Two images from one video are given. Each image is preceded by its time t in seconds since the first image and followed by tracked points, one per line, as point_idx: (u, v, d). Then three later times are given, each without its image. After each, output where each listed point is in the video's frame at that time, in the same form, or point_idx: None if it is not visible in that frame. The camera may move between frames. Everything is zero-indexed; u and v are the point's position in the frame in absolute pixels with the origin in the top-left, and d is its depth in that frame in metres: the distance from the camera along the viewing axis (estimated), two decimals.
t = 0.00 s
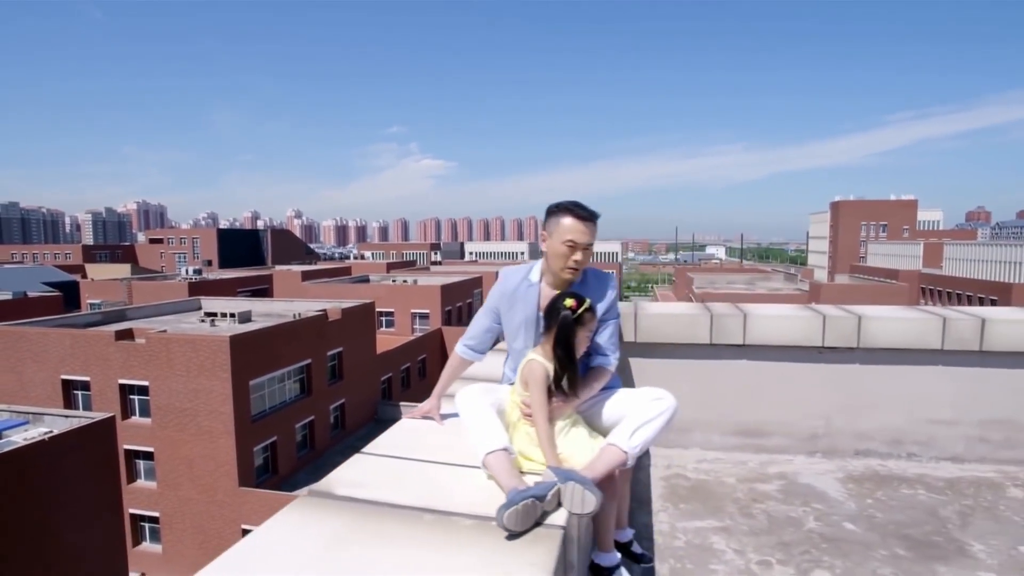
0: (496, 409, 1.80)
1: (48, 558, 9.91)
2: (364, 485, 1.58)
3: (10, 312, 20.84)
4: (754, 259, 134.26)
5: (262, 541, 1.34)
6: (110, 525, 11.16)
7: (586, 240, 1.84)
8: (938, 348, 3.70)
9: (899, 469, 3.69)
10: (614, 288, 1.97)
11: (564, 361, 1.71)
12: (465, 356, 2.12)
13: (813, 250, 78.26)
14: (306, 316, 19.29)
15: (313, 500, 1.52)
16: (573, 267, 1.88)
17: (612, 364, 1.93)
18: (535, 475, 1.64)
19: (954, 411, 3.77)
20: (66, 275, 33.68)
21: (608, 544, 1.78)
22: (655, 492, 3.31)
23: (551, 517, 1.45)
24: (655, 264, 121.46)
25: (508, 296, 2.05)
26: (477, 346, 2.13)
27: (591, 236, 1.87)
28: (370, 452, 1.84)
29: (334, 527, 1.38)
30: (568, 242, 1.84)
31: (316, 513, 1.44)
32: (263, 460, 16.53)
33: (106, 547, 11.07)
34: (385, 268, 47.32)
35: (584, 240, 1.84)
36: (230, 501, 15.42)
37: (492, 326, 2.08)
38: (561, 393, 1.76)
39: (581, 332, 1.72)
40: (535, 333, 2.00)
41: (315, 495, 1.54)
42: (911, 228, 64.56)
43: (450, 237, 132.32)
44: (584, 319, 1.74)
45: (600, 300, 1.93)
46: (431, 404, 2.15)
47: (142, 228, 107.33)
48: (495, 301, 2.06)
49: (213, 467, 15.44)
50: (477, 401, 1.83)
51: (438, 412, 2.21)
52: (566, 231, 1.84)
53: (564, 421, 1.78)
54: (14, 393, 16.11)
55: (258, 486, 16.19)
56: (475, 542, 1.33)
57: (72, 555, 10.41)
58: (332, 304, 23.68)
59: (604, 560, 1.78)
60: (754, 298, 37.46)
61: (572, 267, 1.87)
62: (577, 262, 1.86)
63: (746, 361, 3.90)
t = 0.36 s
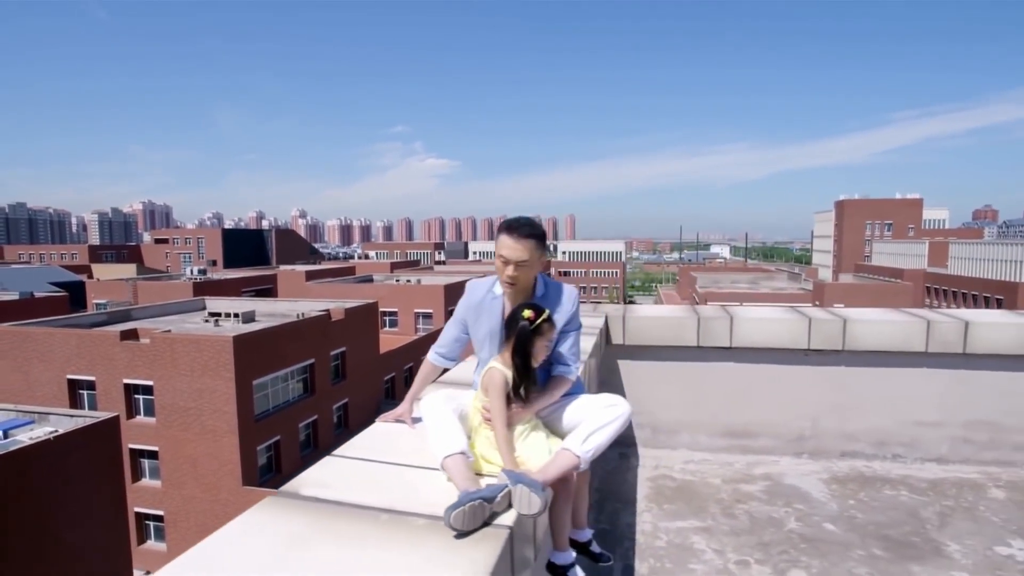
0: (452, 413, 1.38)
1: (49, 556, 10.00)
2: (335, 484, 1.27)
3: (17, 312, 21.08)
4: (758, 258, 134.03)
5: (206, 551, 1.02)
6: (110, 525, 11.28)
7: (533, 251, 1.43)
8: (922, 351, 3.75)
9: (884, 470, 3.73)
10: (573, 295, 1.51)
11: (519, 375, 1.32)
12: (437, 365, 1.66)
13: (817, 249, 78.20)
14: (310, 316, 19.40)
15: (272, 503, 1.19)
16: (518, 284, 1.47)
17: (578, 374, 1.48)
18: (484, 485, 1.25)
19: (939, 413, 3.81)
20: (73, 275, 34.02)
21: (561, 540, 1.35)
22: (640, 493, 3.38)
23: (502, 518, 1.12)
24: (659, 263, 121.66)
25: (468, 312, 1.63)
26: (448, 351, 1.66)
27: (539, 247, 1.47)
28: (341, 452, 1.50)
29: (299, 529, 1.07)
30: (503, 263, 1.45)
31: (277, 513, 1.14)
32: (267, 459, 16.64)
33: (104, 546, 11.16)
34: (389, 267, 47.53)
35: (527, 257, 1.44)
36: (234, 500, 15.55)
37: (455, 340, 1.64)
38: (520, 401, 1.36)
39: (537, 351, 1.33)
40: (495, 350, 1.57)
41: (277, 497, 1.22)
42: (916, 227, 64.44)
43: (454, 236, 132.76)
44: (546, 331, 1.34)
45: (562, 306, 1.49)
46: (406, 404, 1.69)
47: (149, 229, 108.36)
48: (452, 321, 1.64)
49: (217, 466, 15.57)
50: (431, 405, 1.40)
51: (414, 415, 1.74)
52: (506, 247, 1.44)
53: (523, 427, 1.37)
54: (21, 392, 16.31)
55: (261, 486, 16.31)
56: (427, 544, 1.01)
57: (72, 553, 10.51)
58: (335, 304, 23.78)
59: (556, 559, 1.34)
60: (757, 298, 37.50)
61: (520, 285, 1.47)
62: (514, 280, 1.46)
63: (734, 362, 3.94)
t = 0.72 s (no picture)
0: (416, 415, 1.47)
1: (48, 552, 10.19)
2: (305, 481, 1.36)
3: (22, 309, 21.25)
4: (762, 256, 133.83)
5: (177, 544, 1.10)
6: (112, 519, 11.45)
7: (473, 265, 1.48)
8: (904, 352, 3.81)
9: (865, 470, 3.80)
10: (532, 298, 1.56)
11: (476, 385, 1.40)
12: (410, 369, 1.74)
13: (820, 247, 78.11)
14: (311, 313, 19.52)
15: (244, 499, 1.29)
16: (466, 296, 1.53)
17: (541, 376, 1.54)
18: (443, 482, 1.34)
19: (921, 413, 3.87)
20: (77, 272, 34.20)
21: (519, 536, 1.43)
22: (624, 491, 3.46)
23: (454, 515, 1.20)
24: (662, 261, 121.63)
25: (436, 321, 1.70)
26: (422, 355, 1.74)
27: (483, 259, 1.51)
28: (315, 452, 1.58)
29: (264, 523, 1.16)
30: (446, 277, 1.50)
31: (246, 509, 1.23)
32: (269, 455, 16.77)
33: (105, 540, 11.36)
34: (392, 265, 47.65)
35: (467, 271, 1.48)
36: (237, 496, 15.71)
37: (424, 348, 1.71)
38: (481, 405, 1.44)
39: (491, 361, 1.40)
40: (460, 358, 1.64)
41: (250, 493, 1.32)
42: (920, 225, 64.33)
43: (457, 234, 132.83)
44: (506, 341, 1.41)
45: (514, 312, 1.53)
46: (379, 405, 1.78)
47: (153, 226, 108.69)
48: (421, 330, 1.72)
49: (218, 463, 15.68)
50: (397, 408, 1.49)
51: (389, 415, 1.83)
52: (451, 263, 1.50)
53: (485, 428, 1.45)
54: (25, 388, 16.49)
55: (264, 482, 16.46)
56: (378, 540, 1.09)
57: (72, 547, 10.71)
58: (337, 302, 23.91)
59: (515, 554, 1.41)
60: (759, 296, 37.56)
61: (469, 297, 1.52)
62: (458, 293, 1.52)
63: (718, 363, 4.00)
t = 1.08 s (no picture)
0: (376, 415, 1.55)
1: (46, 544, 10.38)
2: (269, 476, 1.47)
3: (14, 301, 21.19)
4: (757, 247, 134.23)
5: (144, 538, 1.22)
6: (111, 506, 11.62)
7: (415, 269, 1.56)
8: (876, 348, 3.90)
9: (836, 462, 3.91)
10: (482, 297, 1.64)
11: (429, 383, 1.48)
12: (378, 368, 1.82)
13: (815, 239, 78.41)
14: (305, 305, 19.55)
15: (211, 493, 1.39)
16: (415, 299, 1.61)
17: (497, 373, 1.62)
18: (401, 477, 1.42)
19: (891, 407, 3.97)
20: (70, 264, 34.05)
21: (474, 527, 1.50)
22: (601, 483, 3.56)
23: (406, 507, 1.30)
24: (658, 253, 121.91)
25: (394, 325, 1.78)
26: (387, 356, 1.82)
27: (427, 263, 1.59)
28: (283, 446, 1.69)
29: (227, 515, 1.28)
30: (392, 284, 1.59)
31: (212, 503, 1.34)
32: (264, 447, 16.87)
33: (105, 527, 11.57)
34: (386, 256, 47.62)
35: (413, 277, 1.57)
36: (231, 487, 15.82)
37: (387, 350, 1.80)
38: (438, 402, 1.52)
39: (441, 361, 1.49)
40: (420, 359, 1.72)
41: (216, 487, 1.43)
42: (914, 217, 64.69)
43: (453, 225, 132.61)
44: (454, 339, 1.48)
45: (462, 310, 1.61)
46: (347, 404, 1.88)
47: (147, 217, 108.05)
48: (382, 335, 1.81)
49: (213, 455, 15.77)
50: (358, 406, 1.58)
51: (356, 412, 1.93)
52: (395, 271, 1.58)
53: (442, 425, 1.53)
54: (18, 381, 16.51)
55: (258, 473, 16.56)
56: (333, 530, 1.20)
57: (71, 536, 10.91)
58: (331, 294, 23.95)
59: (469, 544, 1.49)
60: (753, 288, 37.84)
61: (417, 300, 1.60)
62: (408, 299, 1.60)
63: (695, 358, 4.08)
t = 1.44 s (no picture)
0: (337, 413, 1.64)
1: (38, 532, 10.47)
2: (237, 469, 1.59)
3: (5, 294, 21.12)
4: (751, 236, 134.60)
5: (116, 527, 1.33)
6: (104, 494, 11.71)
7: (362, 274, 1.67)
8: (846, 339, 4.00)
9: (807, 450, 4.03)
10: (433, 296, 1.75)
11: (386, 379, 1.57)
12: (347, 365, 1.89)
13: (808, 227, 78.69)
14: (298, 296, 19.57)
15: (180, 487, 1.51)
16: (367, 300, 1.71)
17: (453, 368, 1.71)
18: (358, 469, 1.53)
19: (861, 397, 4.08)
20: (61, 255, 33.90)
21: (431, 517, 1.59)
22: (577, 473, 3.66)
23: (360, 497, 1.41)
24: (652, 241, 122.03)
25: (357, 328, 1.88)
26: (354, 355, 1.91)
27: (375, 267, 1.70)
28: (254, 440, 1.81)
29: (194, 507, 1.39)
30: (345, 290, 1.70)
31: (181, 497, 1.45)
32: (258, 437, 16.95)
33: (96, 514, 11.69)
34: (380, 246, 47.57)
35: (363, 281, 1.68)
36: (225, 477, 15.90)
37: (352, 349, 1.87)
38: (396, 398, 1.61)
39: (396, 358, 1.58)
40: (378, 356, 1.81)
41: (186, 483, 1.55)
42: (906, 205, 64.96)
43: (447, 215, 132.22)
44: (409, 338, 1.59)
45: (414, 309, 1.70)
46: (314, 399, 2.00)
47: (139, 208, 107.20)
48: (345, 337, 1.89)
49: (207, 446, 15.85)
50: (321, 402, 1.68)
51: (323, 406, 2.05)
52: (345, 276, 1.70)
53: (401, 420, 1.62)
54: (10, 374, 16.52)
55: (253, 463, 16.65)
56: (292, 519, 1.32)
57: (60, 523, 11.02)
58: (324, 284, 23.97)
59: (426, 533, 1.59)
60: (746, 276, 38.07)
61: (367, 302, 1.70)
62: (362, 302, 1.71)
63: (671, 350, 4.17)
